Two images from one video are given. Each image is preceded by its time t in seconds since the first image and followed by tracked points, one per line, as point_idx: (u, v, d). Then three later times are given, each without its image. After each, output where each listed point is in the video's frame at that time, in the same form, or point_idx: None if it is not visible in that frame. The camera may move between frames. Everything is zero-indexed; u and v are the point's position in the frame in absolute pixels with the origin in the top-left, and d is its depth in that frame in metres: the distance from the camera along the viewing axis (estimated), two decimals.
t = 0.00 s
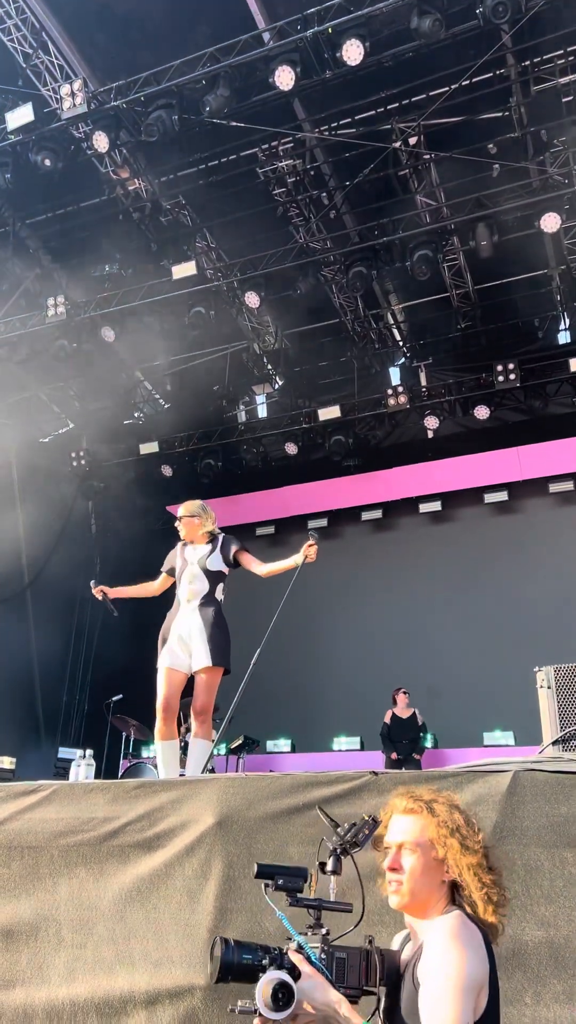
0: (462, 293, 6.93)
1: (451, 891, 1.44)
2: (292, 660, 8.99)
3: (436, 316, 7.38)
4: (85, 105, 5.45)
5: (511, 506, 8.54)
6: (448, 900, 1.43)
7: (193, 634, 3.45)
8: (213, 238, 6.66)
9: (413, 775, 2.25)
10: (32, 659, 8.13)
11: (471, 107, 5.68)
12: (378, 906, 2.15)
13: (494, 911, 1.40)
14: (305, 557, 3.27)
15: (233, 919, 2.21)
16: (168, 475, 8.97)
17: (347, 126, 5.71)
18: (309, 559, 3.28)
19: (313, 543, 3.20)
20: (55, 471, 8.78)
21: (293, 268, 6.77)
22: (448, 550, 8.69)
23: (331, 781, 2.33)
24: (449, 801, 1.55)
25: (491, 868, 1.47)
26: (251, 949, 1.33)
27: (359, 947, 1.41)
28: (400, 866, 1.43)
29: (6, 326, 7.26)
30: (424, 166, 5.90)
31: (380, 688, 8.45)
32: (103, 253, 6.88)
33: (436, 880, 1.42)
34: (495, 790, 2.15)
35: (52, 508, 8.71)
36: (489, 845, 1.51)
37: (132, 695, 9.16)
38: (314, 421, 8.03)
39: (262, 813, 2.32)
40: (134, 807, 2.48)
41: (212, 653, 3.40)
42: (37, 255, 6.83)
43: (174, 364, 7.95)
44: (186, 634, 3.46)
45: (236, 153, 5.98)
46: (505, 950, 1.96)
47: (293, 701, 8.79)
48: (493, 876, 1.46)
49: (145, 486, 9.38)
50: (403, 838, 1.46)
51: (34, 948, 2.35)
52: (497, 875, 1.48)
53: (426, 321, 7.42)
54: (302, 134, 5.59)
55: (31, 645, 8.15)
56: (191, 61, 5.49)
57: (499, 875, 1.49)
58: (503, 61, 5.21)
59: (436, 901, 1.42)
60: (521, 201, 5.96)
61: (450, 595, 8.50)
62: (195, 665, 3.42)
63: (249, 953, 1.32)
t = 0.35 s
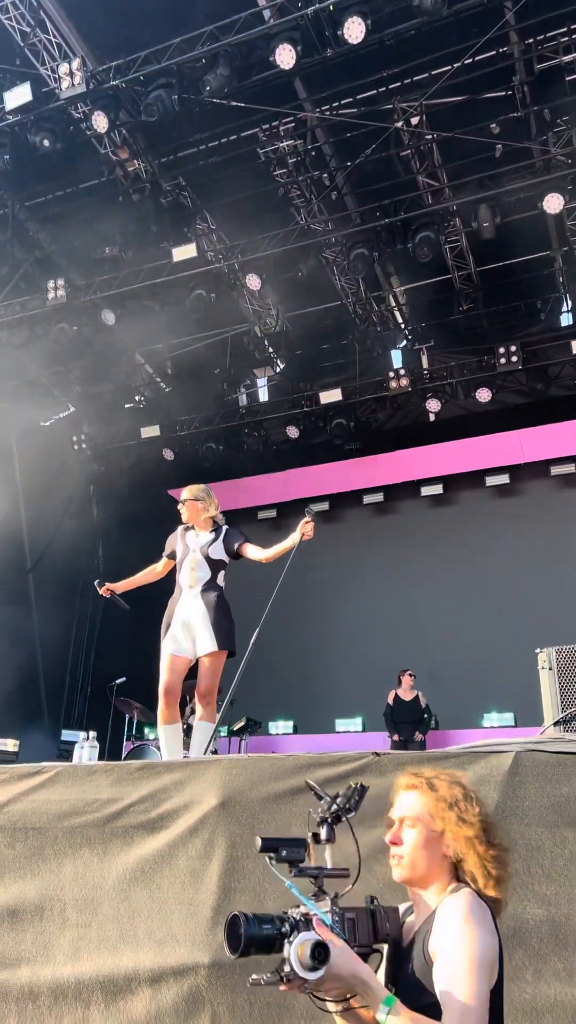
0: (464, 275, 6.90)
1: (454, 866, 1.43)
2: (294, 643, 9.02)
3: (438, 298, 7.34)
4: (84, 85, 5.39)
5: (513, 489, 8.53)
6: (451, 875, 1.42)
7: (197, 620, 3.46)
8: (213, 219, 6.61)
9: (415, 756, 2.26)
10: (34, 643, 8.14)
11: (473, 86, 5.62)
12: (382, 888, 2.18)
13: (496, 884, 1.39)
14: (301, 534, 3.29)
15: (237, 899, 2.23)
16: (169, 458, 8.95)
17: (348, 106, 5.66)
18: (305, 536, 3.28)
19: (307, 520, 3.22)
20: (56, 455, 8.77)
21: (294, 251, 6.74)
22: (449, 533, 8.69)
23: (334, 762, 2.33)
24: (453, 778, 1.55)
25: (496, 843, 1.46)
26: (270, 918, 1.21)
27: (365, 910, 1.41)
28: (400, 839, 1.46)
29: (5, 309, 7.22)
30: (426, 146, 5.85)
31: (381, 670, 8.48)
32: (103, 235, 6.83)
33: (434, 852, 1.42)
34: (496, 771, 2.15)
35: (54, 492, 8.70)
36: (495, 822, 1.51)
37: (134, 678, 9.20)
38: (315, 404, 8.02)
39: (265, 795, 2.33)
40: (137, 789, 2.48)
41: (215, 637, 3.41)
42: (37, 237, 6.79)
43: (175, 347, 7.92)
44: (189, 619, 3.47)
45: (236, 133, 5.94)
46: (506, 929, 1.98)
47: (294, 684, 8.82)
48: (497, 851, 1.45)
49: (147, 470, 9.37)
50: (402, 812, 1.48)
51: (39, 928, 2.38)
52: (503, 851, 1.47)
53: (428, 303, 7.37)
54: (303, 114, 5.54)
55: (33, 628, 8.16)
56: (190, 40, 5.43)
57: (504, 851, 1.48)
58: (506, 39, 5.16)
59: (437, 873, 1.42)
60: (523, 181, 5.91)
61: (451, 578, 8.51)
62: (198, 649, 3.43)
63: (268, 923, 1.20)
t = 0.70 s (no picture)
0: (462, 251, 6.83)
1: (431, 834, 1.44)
2: (290, 621, 9.03)
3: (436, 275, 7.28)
4: (77, 56, 5.29)
5: (510, 468, 8.51)
6: (427, 843, 1.43)
7: (189, 595, 3.44)
8: (209, 195, 6.53)
9: (410, 728, 2.27)
10: (31, 621, 8.14)
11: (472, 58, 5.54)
12: (377, 863, 2.19)
13: (470, 858, 1.39)
14: (299, 513, 3.27)
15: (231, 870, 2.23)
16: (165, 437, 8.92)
17: (346, 78, 5.57)
18: (302, 515, 3.27)
19: (305, 497, 3.20)
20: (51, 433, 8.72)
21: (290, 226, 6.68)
22: (446, 512, 8.69)
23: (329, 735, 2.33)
24: (443, 751, 1.55)
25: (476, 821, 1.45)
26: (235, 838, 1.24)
27: (328, 845, 1.39)
28: (380, 796, 1.48)
29: None
30: (424, 120, 5.78)
31: (378, 648, 8.50)
32: (97, 211, 6.76)
33: (410, 811, 1.43)
34: (490, 743, 2.17)
35: (50, 471, 8.67)
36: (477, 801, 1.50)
37: (132, 656, 9.21)
38: (312, 382, 8.01)
39: (260, 767, 2.33)
40: (131, 762, 2.49)
41: (206, 613, 3.40)
42: (31, 213, 6.71)
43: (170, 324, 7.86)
44: (181, 595, 3.46)
45: (232, 106, 5.85)
46: (498, 898, 2.00)
47: (290, 661, 8.85)
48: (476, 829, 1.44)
49: (143, 449, 9.34)
50: (385, 771, 1.51)
51: (34, 900, 2.40)
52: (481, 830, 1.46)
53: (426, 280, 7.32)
54: (299, 87, 5.46)
55: (30, 606, 8.16)
56: (186, 9, 5.34)
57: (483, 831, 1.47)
58: (506, 9, 5.07)
59: (409, 832, 1.42)
60: (522, 155, 5.85)
61: (448, 557, 8.51)
62: (191, 625, 3.42)
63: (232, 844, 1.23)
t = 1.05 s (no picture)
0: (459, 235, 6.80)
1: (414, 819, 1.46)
2: (287, 607, 9.06)
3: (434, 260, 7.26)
4: (72, 38, 5.21)
5: (506, 454, 8.52)
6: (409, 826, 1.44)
7: (185, 580, 3.46)
8: (205, 179, 6.47)
9: (405, 713, 2.29)
10: (28, 607, 8.15)
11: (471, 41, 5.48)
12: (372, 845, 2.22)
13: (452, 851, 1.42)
14: (288, 497, 3.25)
15: (228, 853, 2.25)
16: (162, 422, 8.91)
17: (343, 61, 5.52)
18: (293, 499, 3.27)
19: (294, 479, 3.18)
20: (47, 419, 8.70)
21: (287, 211, 6.64)
22: (442, 497, 8.70)
23: (325, 720, 2.35)
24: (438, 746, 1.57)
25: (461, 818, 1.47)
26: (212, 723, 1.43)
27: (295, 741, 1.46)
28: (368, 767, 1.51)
29: None
30: (421, 103, 5.73)
31: (375, 633, 8.54)
32: (93, 194, 6.71)
33: (396, 784, 1.46)
34: (485, 728, 2.19)
35: (47, 457, 8.64)
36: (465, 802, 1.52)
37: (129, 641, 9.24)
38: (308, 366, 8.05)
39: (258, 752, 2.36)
40: (128, 746, 2.50)
41: (203, 599, 3.42)
42: (26, 197, 6.65)
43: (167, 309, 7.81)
44: (177, 580, 3.47)
45: (229, 89, 5.80)
46: (493, 880, 2.03)
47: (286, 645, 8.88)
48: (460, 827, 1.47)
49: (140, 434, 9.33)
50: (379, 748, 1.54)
51: (32, 883, 2.42)
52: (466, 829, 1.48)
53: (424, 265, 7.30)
54: (297, 70, 5.41)
55: (27, 592, 8.16)
56: None
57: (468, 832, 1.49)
58: None
59: (390, 803, 1.45)
60: (520, 140, 5.82)
61: (444, 543, 8.53)
62: (187, 610, 3.44)
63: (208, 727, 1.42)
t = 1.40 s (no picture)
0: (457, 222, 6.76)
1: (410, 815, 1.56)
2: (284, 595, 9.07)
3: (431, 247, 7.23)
4: (67, 22, 5.13)
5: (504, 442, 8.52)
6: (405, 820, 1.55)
7: (184, 570, 3.46)
8: (201, 164, 6.42)
9: (403, 702, 2.29)
10: (26, 595, 8.14)
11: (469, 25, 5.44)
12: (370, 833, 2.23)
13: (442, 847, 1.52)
14: (279, 481, 3.22)
15: (227, 841, 2.26)
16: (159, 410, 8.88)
17: (341, 46, 5.47)
18: (284, 483, 3.24)
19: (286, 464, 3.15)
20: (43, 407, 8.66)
21: (284, 197, 6.59)
22: (439, 485, 8.71)
23: (323, 709, 2.36)
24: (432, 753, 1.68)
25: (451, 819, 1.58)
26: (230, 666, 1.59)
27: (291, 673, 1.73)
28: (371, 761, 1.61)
29: None
30: (420, 89, 5.69)
31: (373, 621, 8.55)
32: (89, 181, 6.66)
33: (396, 782, 1.56)
34: (483, 717, 2.20)
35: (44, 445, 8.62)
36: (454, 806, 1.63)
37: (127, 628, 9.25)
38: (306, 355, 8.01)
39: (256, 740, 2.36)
40: (126, 735, 2.50)
41: (202, 589, 3.42)
42: (21, 183, 6.60)
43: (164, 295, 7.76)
44: (176, 569, 3.48)
45: (226, 73, 5.74)
46: (490, 867, 2.05)
47: (283, 632, 8.90)
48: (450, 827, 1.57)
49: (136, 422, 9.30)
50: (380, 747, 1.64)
51: (32, 871, 2.43)
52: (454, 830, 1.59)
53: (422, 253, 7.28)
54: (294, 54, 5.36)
55: (25, 580, 8.15)
56: None
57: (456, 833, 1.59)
58: None
59: (388, 799, 1.56)
60: (519, 127, 5.79)
61: (441, 530, 8.54)
62: (185, 599, 3.44)
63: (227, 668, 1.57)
